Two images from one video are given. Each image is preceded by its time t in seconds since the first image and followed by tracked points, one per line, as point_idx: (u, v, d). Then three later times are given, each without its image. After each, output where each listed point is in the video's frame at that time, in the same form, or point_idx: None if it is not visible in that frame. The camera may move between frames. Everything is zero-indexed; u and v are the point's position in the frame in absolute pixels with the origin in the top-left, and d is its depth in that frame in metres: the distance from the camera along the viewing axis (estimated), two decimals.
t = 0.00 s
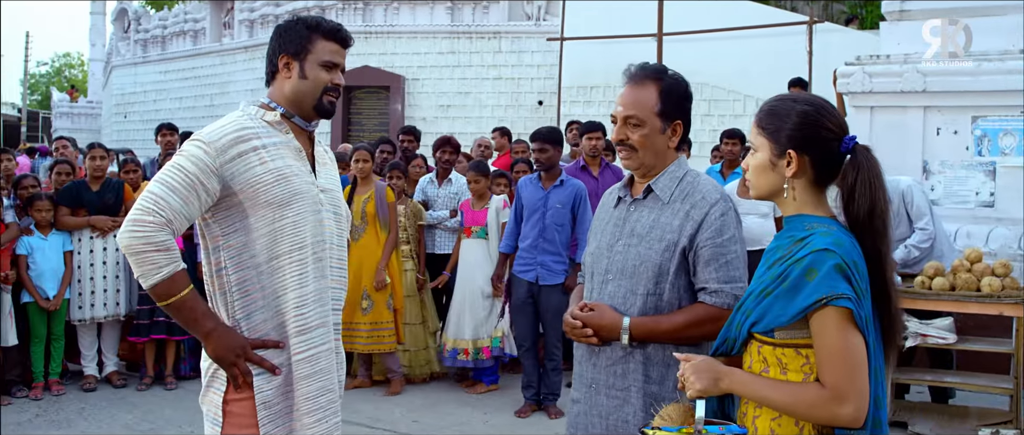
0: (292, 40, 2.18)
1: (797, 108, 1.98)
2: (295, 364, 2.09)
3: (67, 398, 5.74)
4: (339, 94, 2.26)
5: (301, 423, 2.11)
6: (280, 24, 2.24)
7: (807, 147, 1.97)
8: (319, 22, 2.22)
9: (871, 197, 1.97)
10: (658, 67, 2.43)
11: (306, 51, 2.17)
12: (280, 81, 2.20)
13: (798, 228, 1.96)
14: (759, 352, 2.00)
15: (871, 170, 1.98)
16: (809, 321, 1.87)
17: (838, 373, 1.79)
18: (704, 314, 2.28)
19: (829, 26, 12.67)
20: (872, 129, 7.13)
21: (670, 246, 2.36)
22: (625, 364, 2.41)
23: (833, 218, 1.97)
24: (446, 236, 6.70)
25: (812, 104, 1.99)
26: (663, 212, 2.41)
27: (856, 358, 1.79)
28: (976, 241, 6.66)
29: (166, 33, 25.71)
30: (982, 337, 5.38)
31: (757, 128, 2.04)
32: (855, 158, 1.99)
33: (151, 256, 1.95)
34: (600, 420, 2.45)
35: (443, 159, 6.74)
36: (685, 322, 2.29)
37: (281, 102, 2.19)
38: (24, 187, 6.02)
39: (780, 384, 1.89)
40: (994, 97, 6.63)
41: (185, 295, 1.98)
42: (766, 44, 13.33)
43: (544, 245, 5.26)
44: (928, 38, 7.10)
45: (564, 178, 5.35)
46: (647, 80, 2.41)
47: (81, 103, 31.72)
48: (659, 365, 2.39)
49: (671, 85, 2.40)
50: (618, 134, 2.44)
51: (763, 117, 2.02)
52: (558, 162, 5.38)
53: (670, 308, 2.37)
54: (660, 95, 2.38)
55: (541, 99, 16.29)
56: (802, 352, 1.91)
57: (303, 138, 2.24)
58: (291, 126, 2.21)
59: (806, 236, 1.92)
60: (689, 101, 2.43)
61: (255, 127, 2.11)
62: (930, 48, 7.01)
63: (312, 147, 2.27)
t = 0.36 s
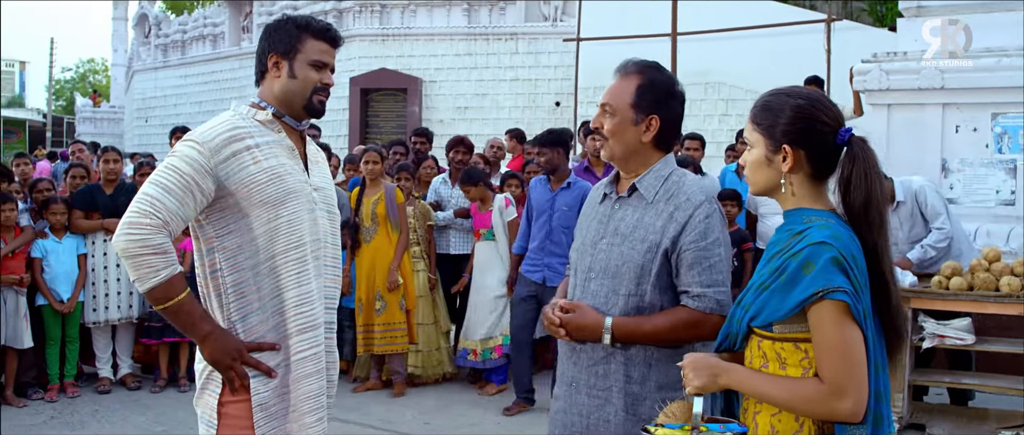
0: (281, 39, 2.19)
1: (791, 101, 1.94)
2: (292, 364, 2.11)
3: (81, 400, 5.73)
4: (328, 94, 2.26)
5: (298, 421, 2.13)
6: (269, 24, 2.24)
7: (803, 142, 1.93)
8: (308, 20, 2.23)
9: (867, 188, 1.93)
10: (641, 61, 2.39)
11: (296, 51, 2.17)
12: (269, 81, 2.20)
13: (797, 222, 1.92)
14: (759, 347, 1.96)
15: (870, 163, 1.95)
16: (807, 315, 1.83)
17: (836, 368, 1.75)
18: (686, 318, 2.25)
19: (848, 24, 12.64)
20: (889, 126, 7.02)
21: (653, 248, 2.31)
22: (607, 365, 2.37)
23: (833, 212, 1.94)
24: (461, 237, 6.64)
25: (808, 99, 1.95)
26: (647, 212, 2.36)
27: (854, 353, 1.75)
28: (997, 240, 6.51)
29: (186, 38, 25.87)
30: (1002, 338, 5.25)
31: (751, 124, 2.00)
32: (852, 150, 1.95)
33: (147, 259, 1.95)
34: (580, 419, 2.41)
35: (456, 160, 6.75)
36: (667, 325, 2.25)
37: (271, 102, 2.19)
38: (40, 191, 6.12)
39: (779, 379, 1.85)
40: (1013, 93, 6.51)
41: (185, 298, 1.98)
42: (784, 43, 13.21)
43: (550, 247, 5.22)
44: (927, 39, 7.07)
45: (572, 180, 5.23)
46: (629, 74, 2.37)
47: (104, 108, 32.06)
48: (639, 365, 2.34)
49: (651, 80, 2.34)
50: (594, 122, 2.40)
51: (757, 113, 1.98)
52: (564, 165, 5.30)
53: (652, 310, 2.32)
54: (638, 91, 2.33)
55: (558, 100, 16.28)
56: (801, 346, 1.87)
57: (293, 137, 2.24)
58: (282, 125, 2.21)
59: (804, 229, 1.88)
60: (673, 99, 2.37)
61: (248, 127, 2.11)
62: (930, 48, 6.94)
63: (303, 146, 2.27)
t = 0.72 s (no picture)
0: (271, 45, 2.35)
1: (792, 103, 1.91)
2: (285, 369, 2.19)
3: (89, 409, 5.69)
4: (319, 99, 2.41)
5: (292, 425, 2.20)
6: (260, 31, 2.40)
7: (805, 145, 1.90)
8: (296, 27, 2.39)
9: (870, 191, 1.91)
10: (622, 66, 2.36)
11: (285, 56, 2.33)
12: (262, 87, 2.36)
13: (797, 225, 1.90)
14: (762, 350, 1.93)
15: (872, 164, 1.93)
16: (808, 317, 1.80)
17: (840, 370, 1.72)
18: (656, 325, 2.18)
19: (859, 29, 12.56)
20: (899, 131, 6.93)
21: (623, 252, 2.28)
22: (578, 369, 2.34)
23: (833, 214, 1.91)
24: (465, 244, 6.61)
25: (808, 100, 1.92)
26: (621, 216, 2.34)
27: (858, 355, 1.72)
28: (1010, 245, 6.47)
29: (198, 48, 25.94)
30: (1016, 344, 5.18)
31: (752, 127, 1.97)
32: (854, 153, 1.93)
33: (139, 265, 2.02)
34: (554, 421, 2.37)
35: (458, 169, 6.74)
36: (638, 331, 2.19)
37: (263, 108, 2.35)
38: (48, 200, 6.10)
39: (784, 382, 1.81)
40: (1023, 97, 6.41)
41: (176, 304, 2.05)
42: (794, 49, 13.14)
43: (539, 251, 5.21)
44: (928, 39, 7.14)
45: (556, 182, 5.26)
46: (611, 79, 2.34)
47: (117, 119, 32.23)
48: (610, 370, 2.30)
49: (631, 84, 2.32)
50: (576, 127, 2.39)
51: (758, 115, 1.95)
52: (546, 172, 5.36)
53: (621, 315, 2.28)
54: (618, 95, 2.30)
55: (569, 108, 16.25)
56: (803, 348, 1.84)
57: (286, 143, 2.38)
58: (274, 130, 2.35)
59: (805, 231, 1.86)
60: (653, 103, 2.34)
61: (238, 131, 2.21)
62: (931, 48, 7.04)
63: (297, 151, 2.41)
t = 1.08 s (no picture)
0: (272, 49, 2.38)
1: (792, 106, 1.91)
2: (283, 374, 2.26)
3: (96, 411, 5.69)
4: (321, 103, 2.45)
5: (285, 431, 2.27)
6: (262, 34, 2.43)
7: (807, 149, 1.89)
8: (298, 31, 2.42)
9: (873, 194, 1.90)
10: (609, 70, 2.36)
11: (287, 60, 2.36)
12: (262, 91, 2.40)
13: (799, 228, 1.88)
14: (764, 354, 1.92)
15: (873, 167, 1.92)
16: (812, 322, 1.79)
17: (845, 375, 1.70)
18: (637, 331, 2.16)
19: (867, 29, 12.50)
20: (907, 133, 6.87)
21: (604, 257, 2.27)
22: (562, 373, 2.34)
23: (835, 217, 1.89)
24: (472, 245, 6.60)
25: (808, 103, 1.91)
26: (603, 220, 2.33)
27: (863, 359, 1.70)
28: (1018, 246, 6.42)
29: (206, 51, 25.96)
30: None
31: (753, 130, 1.96)
32: (856, 156, 1.92)
33: (138, 270, 2.09)
34: (541, 423, 2.38)
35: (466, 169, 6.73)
36: (622, 337, 2.17)
37: (264, 111, 2.38)
38: (55, 203, 6.13)
39: (786, 386, 1.79)
40: None
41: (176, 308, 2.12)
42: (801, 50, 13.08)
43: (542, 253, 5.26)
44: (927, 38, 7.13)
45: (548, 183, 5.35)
46: (598, 83, 2.34)
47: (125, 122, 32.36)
48: (593, 374, 2.29)
49: (618, 88, 2.31)
50: (563, 128, 2.39)
51: (759, 118, 1.94)
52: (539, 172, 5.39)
53: (605, 320, 2.27)
54: (605, 98, 2.30)
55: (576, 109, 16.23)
56: (806, 352, 1.82)
57: (287, 147, 2.42)
58: (275, 134, 2.39)
59: (807, 235, 1.84)
60: (640, 109, 2.34)
61: (238, 136, 2.28)
62: (930, 48, 7.01)
63: (297, 155, 2.45)
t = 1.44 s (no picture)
0: (264, 51, 2.37)
1: (770, 107, 1.90)
2: (270, 379, 2.25)
3: (85, 414, 5.64)
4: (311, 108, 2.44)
5: None
6: (254, 35, 2.42)
7: (784, 149, 1.88)
8: (291, 34, 2.41)
9: (849, 195, 1.90)
10: (591, 70, 2.36)
11: (279, 63, 2.35)
12: (253, 93, 2.39)
13: (775, 230, 1.88)
14: (739, 356, 1.93)
15: (849, 169, 1.92)
16: (785, 324, 1.79)
17: (818, 378, 1.70)
18: (616, 333, 2.16)
19: (858, 31, 12.54)
20: (898, 132, 6.96)
21: (583, 258, 2.27)
22: (546, 376, 2.34)
23: (812, 219, 1.89)
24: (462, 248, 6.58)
25: (786, 104, 1.91)
26: (582, 222, 2.33)
27: (837, 362, 1.70)
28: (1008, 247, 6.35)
29: (197, 52, 25.81)
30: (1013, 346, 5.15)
31: (730, 131, 1.96)
32: (833, 158, 1.92)
33: (124, 274, 2.07)
34: (531, 426, 2.38)
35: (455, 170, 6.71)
36: (597, 340, 2.16)
37: (253, 114, 2.37)
38: (44, 205, 6.09)
39: (759, 388, 1.79)
40: (1019, 98, 6.40)
41: (162, 313, 2.10)
42: (791, 51, 13.09)
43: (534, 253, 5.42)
44: (928, 39, 7.22)
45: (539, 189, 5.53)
46: (578, 82, 2.33)
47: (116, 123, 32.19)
48: (575, 377, 2.29)
49: (599, 87, 2.31)
50: (543, 127, 2.39)
51: (737, 119, 1.94)
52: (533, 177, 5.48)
53: (584, 321, 2.26)
54: (584, 98, 2.29)
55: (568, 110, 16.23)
56: (780, 355, 1.83)
57: (276, 151, 2.41)
58: (265, 137, 2.38)
59: (782, 237, 1.84)
60: (619, 109, 2.33)
61: (227, 139, 2.27)
62: (931, 48, 7.10)
63: (286, 158, 2.44)
